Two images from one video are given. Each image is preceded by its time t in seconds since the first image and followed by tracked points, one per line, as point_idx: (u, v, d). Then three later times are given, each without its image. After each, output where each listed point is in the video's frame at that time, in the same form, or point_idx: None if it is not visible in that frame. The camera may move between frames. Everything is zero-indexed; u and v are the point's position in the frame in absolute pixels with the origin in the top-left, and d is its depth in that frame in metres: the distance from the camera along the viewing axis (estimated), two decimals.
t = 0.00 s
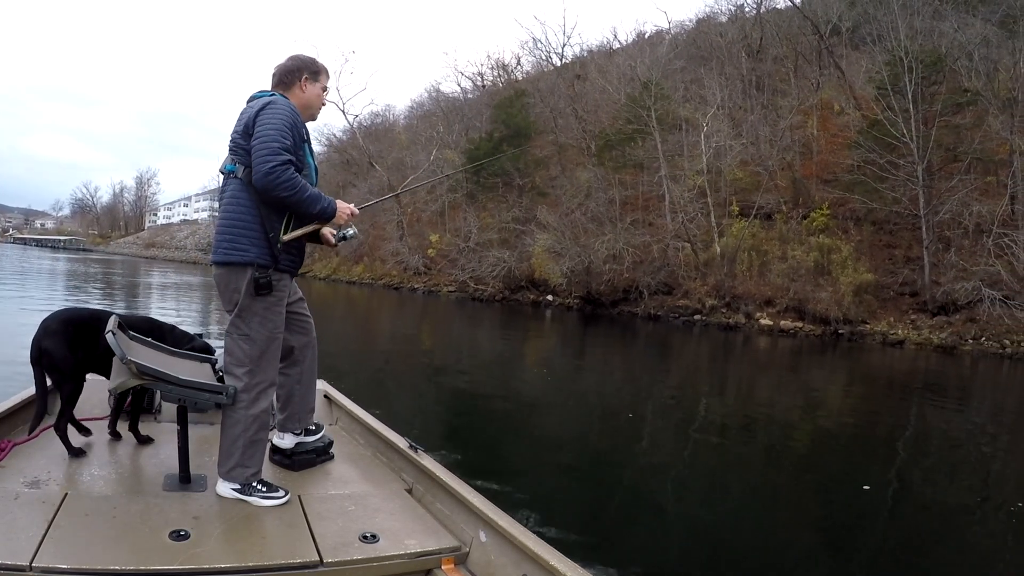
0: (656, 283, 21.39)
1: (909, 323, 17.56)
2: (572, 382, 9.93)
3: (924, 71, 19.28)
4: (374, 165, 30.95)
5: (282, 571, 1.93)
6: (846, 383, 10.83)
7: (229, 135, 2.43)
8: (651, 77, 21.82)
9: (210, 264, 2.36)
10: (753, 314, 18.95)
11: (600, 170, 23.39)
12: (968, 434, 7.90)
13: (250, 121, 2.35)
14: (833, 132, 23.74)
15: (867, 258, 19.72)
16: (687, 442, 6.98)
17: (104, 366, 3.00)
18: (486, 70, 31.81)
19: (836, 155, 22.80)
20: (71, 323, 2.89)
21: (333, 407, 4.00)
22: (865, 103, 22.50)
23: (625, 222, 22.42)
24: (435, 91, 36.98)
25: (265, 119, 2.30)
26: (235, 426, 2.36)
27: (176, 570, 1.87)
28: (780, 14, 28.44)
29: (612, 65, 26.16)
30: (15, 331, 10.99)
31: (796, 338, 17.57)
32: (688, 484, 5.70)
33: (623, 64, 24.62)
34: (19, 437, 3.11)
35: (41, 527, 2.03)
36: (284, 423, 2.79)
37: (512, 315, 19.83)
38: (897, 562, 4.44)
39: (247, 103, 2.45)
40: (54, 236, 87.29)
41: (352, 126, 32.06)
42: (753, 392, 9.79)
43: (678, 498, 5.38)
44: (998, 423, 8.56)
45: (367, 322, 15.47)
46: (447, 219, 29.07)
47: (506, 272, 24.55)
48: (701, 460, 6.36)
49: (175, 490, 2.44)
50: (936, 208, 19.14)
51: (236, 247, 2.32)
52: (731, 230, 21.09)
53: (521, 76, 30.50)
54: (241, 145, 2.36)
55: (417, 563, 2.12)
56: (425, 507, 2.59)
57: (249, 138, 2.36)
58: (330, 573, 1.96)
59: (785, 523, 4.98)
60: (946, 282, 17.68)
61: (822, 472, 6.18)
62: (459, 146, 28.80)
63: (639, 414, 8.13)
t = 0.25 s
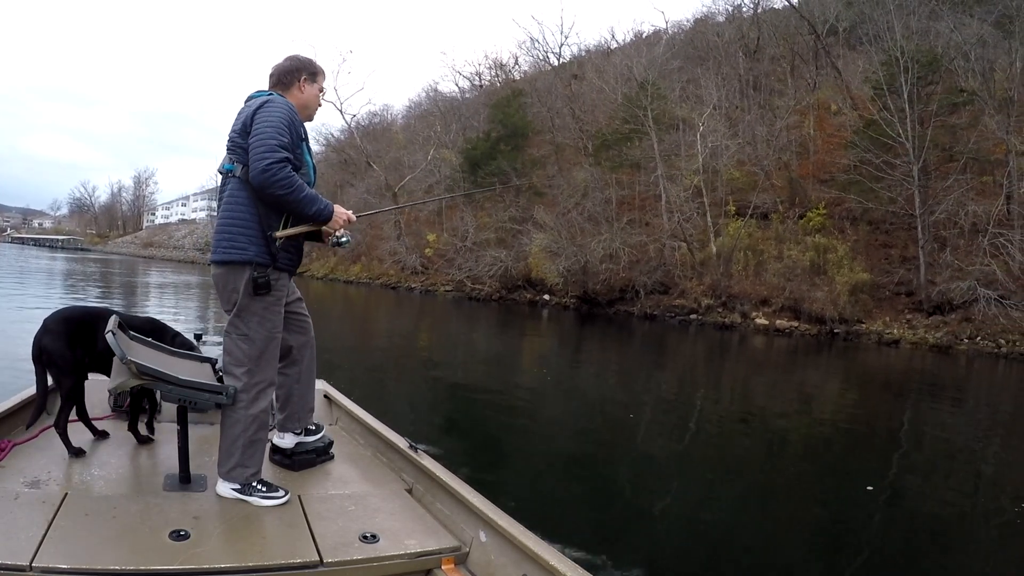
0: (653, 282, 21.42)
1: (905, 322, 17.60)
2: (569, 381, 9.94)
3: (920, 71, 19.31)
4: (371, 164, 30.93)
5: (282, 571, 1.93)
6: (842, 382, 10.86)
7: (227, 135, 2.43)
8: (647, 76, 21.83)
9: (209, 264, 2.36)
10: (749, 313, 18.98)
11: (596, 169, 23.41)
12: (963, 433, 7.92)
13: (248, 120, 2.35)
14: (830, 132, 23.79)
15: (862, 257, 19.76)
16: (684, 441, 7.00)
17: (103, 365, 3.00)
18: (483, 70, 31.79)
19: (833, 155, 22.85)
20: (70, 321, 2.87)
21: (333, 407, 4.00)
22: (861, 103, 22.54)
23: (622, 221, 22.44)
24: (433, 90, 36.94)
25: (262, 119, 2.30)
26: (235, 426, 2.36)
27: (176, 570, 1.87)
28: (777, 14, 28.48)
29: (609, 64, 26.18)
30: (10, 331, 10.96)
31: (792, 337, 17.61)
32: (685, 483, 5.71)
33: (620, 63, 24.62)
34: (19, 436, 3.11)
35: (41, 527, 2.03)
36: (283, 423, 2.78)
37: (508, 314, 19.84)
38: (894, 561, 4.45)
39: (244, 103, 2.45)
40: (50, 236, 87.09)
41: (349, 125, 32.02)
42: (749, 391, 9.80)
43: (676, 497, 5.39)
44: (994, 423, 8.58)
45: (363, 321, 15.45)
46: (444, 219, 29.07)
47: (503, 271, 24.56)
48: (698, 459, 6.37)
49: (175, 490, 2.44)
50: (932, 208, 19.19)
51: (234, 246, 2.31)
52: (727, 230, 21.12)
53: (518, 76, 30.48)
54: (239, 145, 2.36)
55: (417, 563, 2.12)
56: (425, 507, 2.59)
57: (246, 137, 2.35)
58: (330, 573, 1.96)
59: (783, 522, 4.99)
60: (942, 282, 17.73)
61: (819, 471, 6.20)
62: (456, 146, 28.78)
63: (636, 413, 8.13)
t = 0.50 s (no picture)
0: (649, 282, 21.44)
1: (900, 322, 17.66)
2: (565, 380, 9.96)
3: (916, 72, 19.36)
4: (368, 164, 30.91)
5: (283, 572, 1.93)
6: (838, 382, 10.89)
7: (226, 133, 2.42)
8: (644, 76, 21.85)
9: (208, 263, 2.35)
10: (745, 313, 19.03)
11: (593, 169, 23.41)
12: (959, 433, 7.95)
13: (247, 120, 2.34)
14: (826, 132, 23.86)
15: (858, 257, 19.81)
16: (681, 440, 7.01)
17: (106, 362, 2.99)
18: (481, 70, 31.78)
19: (829, 155, 22.90)
20: (76, 316, 2.85)
21: (333, 406, 4.00)
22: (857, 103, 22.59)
23: (618, 221, 22.45)
24: (430, 90, 36.92)
25: (262, 117, 2.30)
26: (234, 426, 2.36)
27: (176, 570, 1.86)
28: (774, 14, 28.48)
29: (606, 64, 26.20)
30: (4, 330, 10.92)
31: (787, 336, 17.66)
32: (683, 482, 5.72)
33: (617, 63, 24.62)
34: (20, 435, 3.10)
35: (41, 527, 2.03)
36: (283, 423, 2.78)
37: (505, 313, 19.87)
38: (891, 560, 4.47)
39: (243, 102, 2.45)
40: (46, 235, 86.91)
41: (347, 125, 31.96)
42: (745, 390, 9.82)
43: (674, 496, 5.40)
44: (989, 422, 8.60)
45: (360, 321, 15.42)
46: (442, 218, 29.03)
47: (499, 271, 24.55)
48: (695, 458, 6.39)
49: (175, 490, 2.43)
50: (927, 208, 19.25)
51: (234, 245, 2.31)
52: (723, 229, 21.16)
53: (515, 76, 30.46)
54: (238, 144, 2.35)
55: (417, 563, 2.12)
56: (425, 507, 2.59)
57: (245, 136, 2.35)
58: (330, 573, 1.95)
59: (780, 521, 5.01)
60: (938, 282, 17.78)
61: (816, 471, 6.22)
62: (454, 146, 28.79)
63: (633, 412, 8.15)
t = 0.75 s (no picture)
0: (645, 281, 21.47)
1: (896, 322, 17.71)
2: (562, 380, 9.97)
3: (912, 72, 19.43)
4: (365, 164, 30.91)
5: (283, 572, 1.92)
6: (834, 382, 10.90)
7: (226, 131, 2.42)
8: (641, 77, 21.89)
9: (207, 262, 2.34)
10: (741, 312, 19.07)
11: (590, 169, 23.44)
12: (955, 433, 7.96)
13: (248, 119, 2.35)
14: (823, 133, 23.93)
15: (855, 257, 19.87)
16: (679, 440, 7.02)
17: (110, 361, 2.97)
18: (480, 70, 31.83)
19: (825, 155, 22.97)
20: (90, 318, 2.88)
21: (333, 406, 3.99)
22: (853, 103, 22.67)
23: (615, 220, 22.47)
24: (428, 90, 36.91)
25: (264, 116, 2.30)
26: (234, 426, 2.35)
27: (175, 570, 1.86)
28: (772, 15, 28.52)
29: (603, 64, 26.23)
30: None
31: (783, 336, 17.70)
32: (680, 482, 5.74)
33: (614, 63, 24.66)
34: (20, 435, 3.09)
35: (42, 527, 2.02)
36: (283, 423, 2.77)
37: (502, 313, 19.88)
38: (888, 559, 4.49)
39: (244, 102, 2.45)
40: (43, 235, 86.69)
41: (344, 124, 31.94)
42: (741, 390, 9.85)
43: (671, 496, 5.41)
44: (985, 422, 8.62)
45: (357, 320, 15.42)
46: (439, 218, 29.03)
47: (496, 271, 24.56)
48: (692, 458, 6.39)
49: (175, 490, 2.42)
50: (923, 208, 19.31)
51: (233, 244, 2.31)
52: (720, 229, 21.20)
53: (513, 76, 30.47)
54: (239, 143, 2.35)
55: (416, 563, 2.12)
56: (426, 507, 2.59)
57: (246, 135, 2.35)
58: (330, 573, 1.95)
59: (777, 521, 5.02)
60: (933, 282, 17.84)
61: (813, 470, 6.24)
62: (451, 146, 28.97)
63: (629, 412, 8.15)
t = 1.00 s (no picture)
0: (642, 281, 21.52)
1: (892, 322, 17.76)
2: (559, 380, 9.98)
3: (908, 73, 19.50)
4: (363, 163, 30.92)
5: (281, 572, 1.92)
6: (831, 382, 10.92)
7: (226, 131, 2.42)
8: (638, 77, 21.93)
9: (206, 261, 2.34)
10: (737, 312, 19.13)
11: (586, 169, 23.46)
12: (951, 433, 7.97)
13: (249, 118, 2.34)
14: (819, 133, 23.99)
15: (850, 257, 19.93)
16: (674, 439, 7.04)
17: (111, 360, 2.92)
18: (478, 70, 31.90)
19: (822, 155, 23.05)
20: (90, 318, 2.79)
21: (333, 406, 3.98)
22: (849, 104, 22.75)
23: (612, 220, 22.51)
24: (426, 89, 36.91)
25: (265, 116, 2.30)
26: (234, 426, 2.35)
27: (175, 571, 1.85)
28: (769, 15, 28.58)
29: (600, 64, 26.27)
30: None
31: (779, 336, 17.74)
32: (677, 481, 5.75)
33: (611, 63, 24.72)
34: (19, 436, 3.07)
35: (42, 527, 2.02)
36: (282, 423, 2.76)
37: (499, 312, 19.91)
38: (883, 559, 4.51)
39: (245, 101, 2.44)
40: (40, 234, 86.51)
41: (341, 124, 31.93)
42: (738, 390, 9.87)
43: (668, 495, 5.42)
44: (981, 423, 8.64)
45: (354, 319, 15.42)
46: (436, 218, 29.02)
47: (493, 271, 24.60)
48: (689, 458, 6.40)
49: (175, 490, 2.42)
50: (919, 209, 19.37)
51: (233, 243, 2.30)
52: (716, 229, 21.25)
53: (511, 76, 30.52)
54: (240, 142, 2.35)
55: (416, 563, 2.12)
56: (425, 508, 2.58)
57: (247, 134, 2.34)
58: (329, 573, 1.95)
59: (772, 519, 5.05)
60: (929, 282, 17.90)
61: (810, 470, 6.26)
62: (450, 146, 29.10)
63: (627, 412, 8.16)
